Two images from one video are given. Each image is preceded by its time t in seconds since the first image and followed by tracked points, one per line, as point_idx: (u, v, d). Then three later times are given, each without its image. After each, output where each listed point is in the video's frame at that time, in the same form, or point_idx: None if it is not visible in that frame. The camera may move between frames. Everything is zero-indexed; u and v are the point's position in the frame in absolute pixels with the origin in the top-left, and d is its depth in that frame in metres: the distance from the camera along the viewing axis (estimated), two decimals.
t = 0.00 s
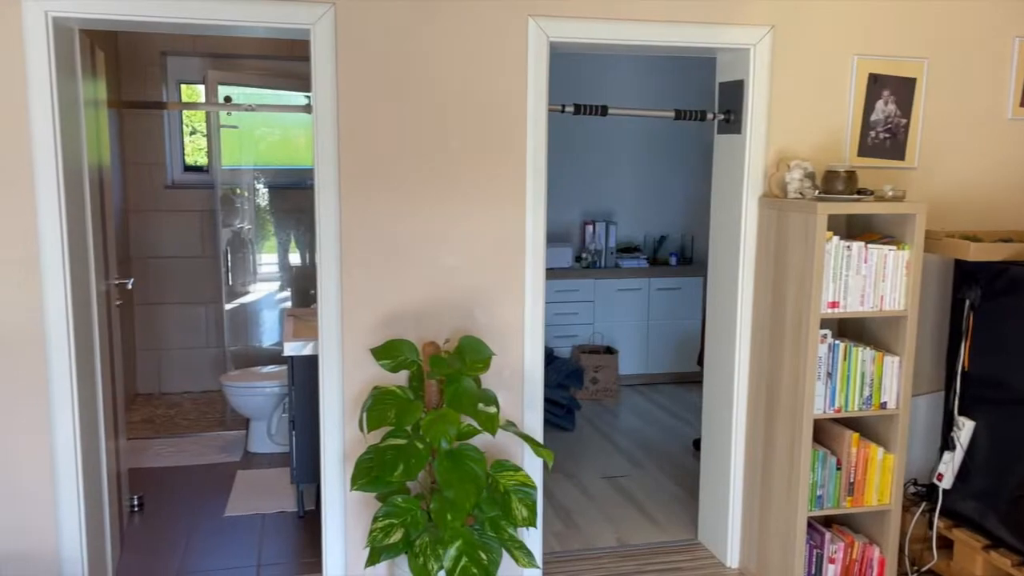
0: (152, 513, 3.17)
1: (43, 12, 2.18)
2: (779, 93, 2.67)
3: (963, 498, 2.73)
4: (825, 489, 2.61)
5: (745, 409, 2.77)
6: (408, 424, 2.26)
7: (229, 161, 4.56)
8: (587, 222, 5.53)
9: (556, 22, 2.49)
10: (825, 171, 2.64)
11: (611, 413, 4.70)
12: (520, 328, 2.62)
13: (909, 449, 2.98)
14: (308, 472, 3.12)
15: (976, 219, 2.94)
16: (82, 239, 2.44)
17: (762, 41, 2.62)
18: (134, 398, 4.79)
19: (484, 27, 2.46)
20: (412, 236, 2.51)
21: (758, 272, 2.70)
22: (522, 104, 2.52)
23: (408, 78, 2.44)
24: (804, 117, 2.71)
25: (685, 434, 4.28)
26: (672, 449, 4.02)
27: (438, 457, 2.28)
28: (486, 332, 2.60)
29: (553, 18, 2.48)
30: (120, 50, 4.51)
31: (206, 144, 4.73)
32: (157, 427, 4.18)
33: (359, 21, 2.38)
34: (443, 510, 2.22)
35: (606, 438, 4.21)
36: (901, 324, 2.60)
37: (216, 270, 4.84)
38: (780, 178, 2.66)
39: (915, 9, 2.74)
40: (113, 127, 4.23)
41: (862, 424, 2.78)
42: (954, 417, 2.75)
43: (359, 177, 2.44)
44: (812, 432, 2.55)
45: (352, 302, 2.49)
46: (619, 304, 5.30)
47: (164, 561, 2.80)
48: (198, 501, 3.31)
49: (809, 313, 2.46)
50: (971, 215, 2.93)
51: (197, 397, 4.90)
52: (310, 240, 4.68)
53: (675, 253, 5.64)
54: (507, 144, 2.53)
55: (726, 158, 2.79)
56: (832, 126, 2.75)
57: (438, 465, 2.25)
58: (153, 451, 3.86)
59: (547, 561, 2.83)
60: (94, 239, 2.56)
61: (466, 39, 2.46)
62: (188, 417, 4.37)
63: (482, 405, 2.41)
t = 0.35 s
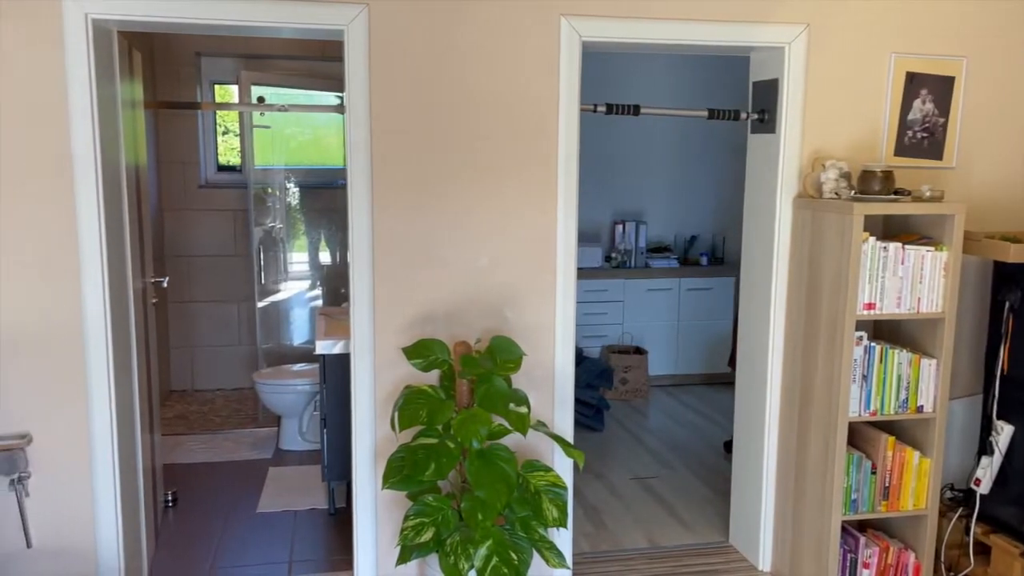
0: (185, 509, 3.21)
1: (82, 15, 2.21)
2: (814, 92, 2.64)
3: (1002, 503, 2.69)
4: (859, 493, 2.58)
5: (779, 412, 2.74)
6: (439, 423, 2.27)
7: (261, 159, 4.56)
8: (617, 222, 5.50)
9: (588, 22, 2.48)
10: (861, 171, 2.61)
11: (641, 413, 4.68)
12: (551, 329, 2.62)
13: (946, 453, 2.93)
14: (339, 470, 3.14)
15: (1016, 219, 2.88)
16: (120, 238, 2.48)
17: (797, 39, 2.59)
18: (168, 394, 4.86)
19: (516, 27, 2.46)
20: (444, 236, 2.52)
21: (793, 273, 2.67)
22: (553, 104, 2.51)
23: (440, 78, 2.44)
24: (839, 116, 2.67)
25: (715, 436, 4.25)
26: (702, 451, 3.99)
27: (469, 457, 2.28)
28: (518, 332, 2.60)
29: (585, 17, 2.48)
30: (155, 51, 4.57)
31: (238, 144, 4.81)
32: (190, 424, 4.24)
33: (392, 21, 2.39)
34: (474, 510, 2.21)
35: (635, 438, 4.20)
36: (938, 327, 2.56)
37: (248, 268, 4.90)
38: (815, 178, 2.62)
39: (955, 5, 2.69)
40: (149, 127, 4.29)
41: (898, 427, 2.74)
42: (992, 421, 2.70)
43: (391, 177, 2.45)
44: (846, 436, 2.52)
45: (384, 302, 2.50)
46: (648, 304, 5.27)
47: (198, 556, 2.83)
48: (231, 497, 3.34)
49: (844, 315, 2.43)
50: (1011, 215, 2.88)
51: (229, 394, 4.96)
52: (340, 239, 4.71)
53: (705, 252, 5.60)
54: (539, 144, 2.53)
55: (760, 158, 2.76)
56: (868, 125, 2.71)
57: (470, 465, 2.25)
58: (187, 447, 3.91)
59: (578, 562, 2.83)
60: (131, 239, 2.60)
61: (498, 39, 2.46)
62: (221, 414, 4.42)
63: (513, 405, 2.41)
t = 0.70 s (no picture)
0: (220, 505, 3.25)
1: (123, 17, 2.24)
2: (853, 91, 2.60)
3: None
4: (896, 498, 2.54)
5: (814, 414, 2.71)
6: (472, 423, 2.27)
7: (295, 160, 4.62)
8: (649, 222, 5.47)
9: (624, 21, 2.47)
10: (901, 171, 2.57)
11: (672, 415, 4.65)
12: (584, 329, 2.61)
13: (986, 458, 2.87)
14: (371, 468, 3.16)
15: None
16: (158, 238, 2.51)
17: (836, 38, 2.55)
18: (203, 391, 4.92)
19: (551, 27, 2.45)
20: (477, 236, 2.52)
21: (830, 274, 2.63)
22: (588, 104, 2.51)
23: (474, 79, 2.45)
24: (878, 116, 2.63)
25: (747, 438, 4.21)
26: (734, 453, 3.96)
27: (502, 457, 2.28)
28: (550, 332, 2.59)
29: (620, 17, 2.46)
30: (191, 54, 4.63)
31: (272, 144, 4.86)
32: (224, 420, 4.29)
33: (427, 22, 2.39)
34: (506, 510, 2.22)
35: (666, 440, 4.17)
36: (980, 329, 2.51)
37: (281, 267, 4.95)
38: (852, 179, 2.58)
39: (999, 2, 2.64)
40: (185, 128, 4.34)
41: (936, 431, 2.70)
42: None
43: (425, 177, 2.46)
44: (883, 439, 2.48)
45: (417, 301, 2.51)
46: (679, 305, 5.24)
47: (232, 552, 2.87)
48: (264, 494, 3.38)
49: (883, 317, 2.39)
50: None
51: (262, 391, 5.01)
52: (372, 238, 4.74)
53: (738, 253, 5.55)
54: (573, 144, 2.52)
55: (796, 158, 2.73)
56: (908, 124, 2.67)
57: (503, 465, 2.25)
58: (222, 444, 3.96)
59: (609, 564, 2.82)
60: (168, 238, 2.63)
61: (533, 38, 2.45)
62: (255, 412, 4.47)
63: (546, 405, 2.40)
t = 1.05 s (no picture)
0: (249, 502, 3.28)
1: (158, 19, 2.26)
2: (887, 90, 2.57)
3: None
4: (930, 503, 2.50)
5: (846, 417, 2.68)
6: (501, 423, 2.27)
7: (323, 160, 4.63)
8: (676, 222, 5.44)
9: (655, 21, 2.45)
10: (936, 172, 2.53)
11: (700, 416, 4.62)
12: (613, 330, 2.60)
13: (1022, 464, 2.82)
14: (399, 467, 3.17)
15: None
16: (191, 237, 2.53)
17: (870, 36, 2.52)
18: (232, 389, 4.97)
19: (581, 27, 2.45)
20: (506, 235, 2.52)
21: (863, 276, 2.60)
22: (618, 104, 2.49)
23: (504, 78, 2.44)
24: (913, 116, 2.60)
25: (775, 440, 4.17)
26: (763, 456, 3.92)
27: (530, 457, 2.28)
28: (579, 333, 2.59)
29: (652, 16, 2.45)
30: (222, 55, 4.68)
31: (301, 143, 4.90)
32: (253, 418, 4.33)
33: (457, 22, 2.40)
34: (535, 510, 2.20)
35: (693, 442, 4.14)
36: (1016, 333, 2.46)
37: (309, 267, 4.98)
38: (886, 179, 2.55)
39: None
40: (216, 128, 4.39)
41: (971, 436, 2.65)
42: None
43: (455, 176, 2.46)
44: (918, 444, 2.44)
45: (446, 301, 2.51)
46: (707, 306, 5.21)
47: (261, 548, 2.89)
48: (292, 491, 3.40)
49: (918, 319, 2.35)
50: None
51: (290, 389, 5.05)
52: (398, 238, 4.75)
53: (767, 253, 5.50)
54: (602, 144, 2.51)
55: (829, 158, 2.70)
56: (944, 125, 2.62)
57: (531, 465, 2.25)
58: (250, 442, 3.99)
59: (637, 565, 2.81)
60: (201, 237, 2.66)
61: (563, 38, 2.45)
62: (283, 409, 4.51)
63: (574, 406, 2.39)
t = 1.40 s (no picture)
0: (278, 499, 3.31)
1: (192, 21, 2.29)
2: (923, 89, 2.53)
3: None
4: (965, 509, 2.46)
5: (879, 421, 2.64)
6: (529, 424, 2.26)
7: (352, 160, 4.67)
8: (706, 222, 5.40)
9: (686, 20, 2.44)
10: (972, 172, 2.49)
11: (728, 419, 4.59)
12: (642, 331, 2.59)
13: None
14: (427, 466, 3.18)
15: None
16: (223, 236, 2.56)
17: (905, 35, 2.49)
18: (262, 387, 5.02)
19: (612, 27, 2.44)
20: (535, 236, 2.52)
21: (897, 277, 2.57)
22: (648, 104, 2.48)
23: (534, 79, 2.44)
24: (950, 115, 2.56)
25: (805, 444, 4.12)
26: (792, 459, 3.88)
27: (558, 458, 2.28)
28: (608, 333, 2.58)
29: (683, 16, 2.44)
30: (254, 56, 4.72)
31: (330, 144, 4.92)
32: (282, 416, 4.37)
33: (488, 22, 2.40)
34: (563, 511, 2.20)
35: (722, 444, 4.11)
36: None
37: (338, 266, 5.02)
38: (922, 179, 2.50)
39: None
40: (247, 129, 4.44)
41: (1007, 441, 2.61)
42: None
43: (484, 177, 2.47)
44: (952, 448, 2.41)
45: (475, 301, 2.52)
46: (735, 307, 5.17)
47: (290, 546, 2.92)
48: (321, 489, 3.42)
49: (953, 322, 2.32)
50: None
51: (319, 388, 5.09)
52: (426, 238, 4.76)
53: (797, 254, 5.45)
54: (632, 144, 2.50)
55: (862, 158, 2.66)
56: (981, 124, 2.58)
57: (559, 466, 2.25)
58: (280, 440, 4.03)
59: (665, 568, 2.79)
60: (233, 236, 2.69)
61: (593, 38, 2.44)
62: (312, 408, 4.54)
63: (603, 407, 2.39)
